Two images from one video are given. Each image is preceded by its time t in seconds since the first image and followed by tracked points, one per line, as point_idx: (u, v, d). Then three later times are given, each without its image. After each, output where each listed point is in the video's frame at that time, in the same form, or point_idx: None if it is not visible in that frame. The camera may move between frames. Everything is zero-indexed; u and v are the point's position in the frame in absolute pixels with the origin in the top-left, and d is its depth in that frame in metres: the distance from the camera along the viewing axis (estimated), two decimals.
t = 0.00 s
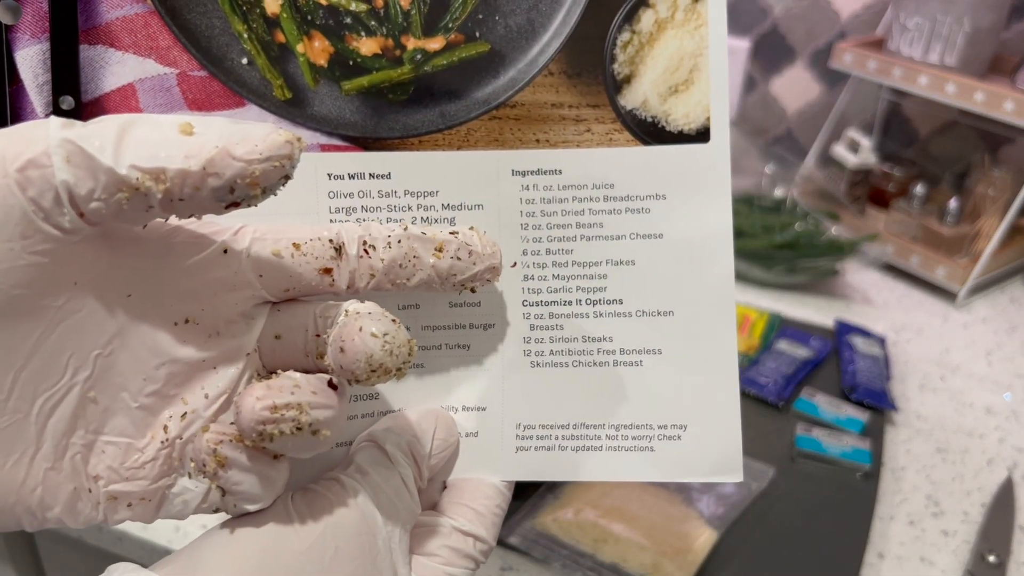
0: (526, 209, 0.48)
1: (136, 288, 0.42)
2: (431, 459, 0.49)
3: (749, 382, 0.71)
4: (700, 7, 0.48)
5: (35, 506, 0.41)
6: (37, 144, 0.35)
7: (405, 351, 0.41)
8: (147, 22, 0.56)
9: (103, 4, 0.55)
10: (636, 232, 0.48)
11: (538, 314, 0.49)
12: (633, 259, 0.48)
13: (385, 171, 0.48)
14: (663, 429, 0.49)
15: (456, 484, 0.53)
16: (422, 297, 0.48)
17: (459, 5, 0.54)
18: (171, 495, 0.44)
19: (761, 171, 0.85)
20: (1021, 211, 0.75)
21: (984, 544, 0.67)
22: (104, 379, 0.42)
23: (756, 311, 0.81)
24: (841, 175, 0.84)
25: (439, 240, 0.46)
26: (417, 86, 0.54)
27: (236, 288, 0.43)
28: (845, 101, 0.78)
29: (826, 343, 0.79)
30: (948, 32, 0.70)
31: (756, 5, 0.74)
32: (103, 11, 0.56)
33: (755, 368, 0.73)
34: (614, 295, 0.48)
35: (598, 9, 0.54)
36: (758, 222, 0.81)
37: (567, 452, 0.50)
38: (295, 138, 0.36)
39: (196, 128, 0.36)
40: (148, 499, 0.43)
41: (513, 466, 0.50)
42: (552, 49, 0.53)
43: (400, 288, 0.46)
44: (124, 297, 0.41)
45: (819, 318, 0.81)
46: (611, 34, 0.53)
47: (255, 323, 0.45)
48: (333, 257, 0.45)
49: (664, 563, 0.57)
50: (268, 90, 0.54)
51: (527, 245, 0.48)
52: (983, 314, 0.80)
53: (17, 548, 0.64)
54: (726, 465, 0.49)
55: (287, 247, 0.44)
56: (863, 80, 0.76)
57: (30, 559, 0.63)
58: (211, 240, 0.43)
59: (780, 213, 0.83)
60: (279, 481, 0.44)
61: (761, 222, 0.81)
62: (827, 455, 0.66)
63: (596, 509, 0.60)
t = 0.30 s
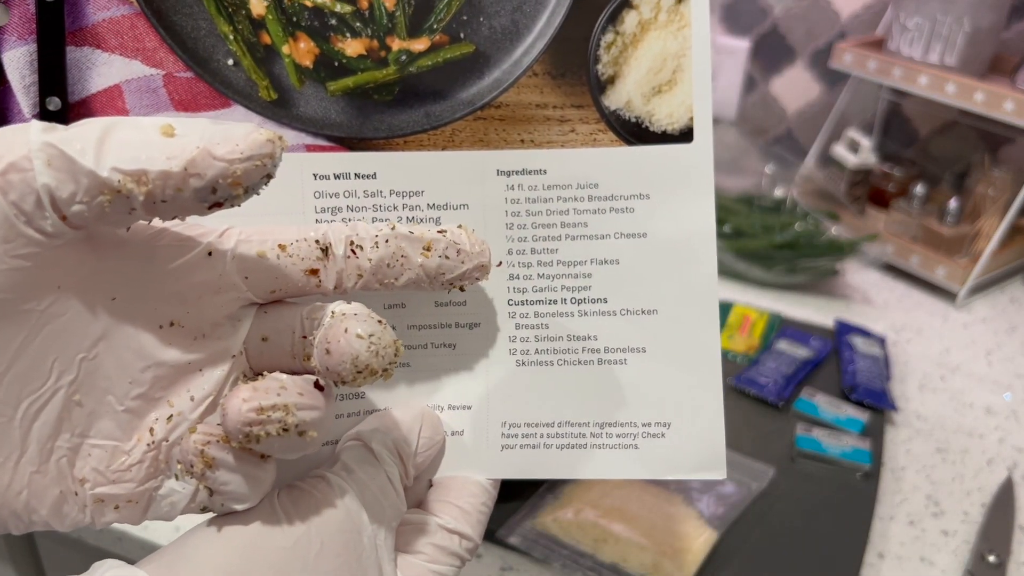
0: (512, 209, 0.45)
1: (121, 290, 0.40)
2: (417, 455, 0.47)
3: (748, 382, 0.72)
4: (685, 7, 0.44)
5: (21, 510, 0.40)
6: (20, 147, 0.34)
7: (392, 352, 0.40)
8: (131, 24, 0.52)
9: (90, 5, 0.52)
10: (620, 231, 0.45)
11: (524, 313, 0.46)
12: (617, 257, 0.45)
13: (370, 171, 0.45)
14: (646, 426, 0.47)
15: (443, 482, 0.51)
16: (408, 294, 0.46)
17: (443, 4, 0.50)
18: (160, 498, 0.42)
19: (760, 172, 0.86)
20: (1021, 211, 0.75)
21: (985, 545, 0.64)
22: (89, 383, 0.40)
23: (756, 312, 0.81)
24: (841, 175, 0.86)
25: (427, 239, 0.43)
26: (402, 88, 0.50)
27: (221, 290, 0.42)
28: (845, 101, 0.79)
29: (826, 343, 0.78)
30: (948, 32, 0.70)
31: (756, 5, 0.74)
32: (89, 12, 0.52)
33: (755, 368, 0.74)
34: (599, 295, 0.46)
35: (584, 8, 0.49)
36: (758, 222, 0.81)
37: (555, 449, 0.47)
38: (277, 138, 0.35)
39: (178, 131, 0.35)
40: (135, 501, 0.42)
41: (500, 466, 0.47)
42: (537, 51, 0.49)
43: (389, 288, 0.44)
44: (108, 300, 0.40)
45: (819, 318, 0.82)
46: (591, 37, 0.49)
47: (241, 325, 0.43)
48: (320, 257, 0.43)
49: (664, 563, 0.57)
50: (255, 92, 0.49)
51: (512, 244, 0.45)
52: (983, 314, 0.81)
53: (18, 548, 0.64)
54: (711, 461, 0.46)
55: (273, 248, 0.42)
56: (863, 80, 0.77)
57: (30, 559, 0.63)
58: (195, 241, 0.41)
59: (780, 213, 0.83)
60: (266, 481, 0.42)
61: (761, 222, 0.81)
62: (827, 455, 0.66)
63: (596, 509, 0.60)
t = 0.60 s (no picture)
0: (514, 217, 0.39)
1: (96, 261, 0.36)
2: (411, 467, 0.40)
3: (749, 382, 0.72)
4: (687, 12, 0.37)
5: None
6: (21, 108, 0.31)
7: (363, 331, 0.31)
8: (138, 30, 0.40)
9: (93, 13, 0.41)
10: (620, 239, 0.39)
11: (523, 320, 0.40)
12: (617, 265, 0.39)
13: (371, 179, 0.38)
14: (641, 433, 0.40)
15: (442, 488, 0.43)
16: (408, 295, 0.39)
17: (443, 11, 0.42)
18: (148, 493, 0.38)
19: (761, 171, 0.96)
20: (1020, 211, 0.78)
21: (985, 545, 0.60)
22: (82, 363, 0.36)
23: (756, 312, 0.82)
24: (841, 176, 0.94)
25: (408, 219, 0.32)
26: (401, 98, 0.42)
27: (184, 268, 0.29)
28: (845, 100, 0.90)
29: (826, 343, 0.78)
30: (949, 32, 0.76)
31: (757, 6, 0.88)
32: (92, 22, 0.41)
33: (755, 367, 0.74)
34: (596, 302, 0.39)
35: (584, 12, 0.40)
36: (758, 223, 0.86)
37: (554, 458, 0.41)
38: (233, 90, 0.26)
39: (129, 88, 0.25)
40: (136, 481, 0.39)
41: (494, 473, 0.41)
42: (537, 64, 0.41)
43: (369, 274, 0.33)
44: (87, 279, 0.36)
45: (819, 318, 0.83)
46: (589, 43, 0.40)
47: (214, 306, 0.30)
48: (296, 236, 0.31)
49: (664, 562, 0.54)
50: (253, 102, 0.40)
51: (510, 249, 0.39)
52: (982, 313, 0.85)
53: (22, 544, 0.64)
54: (704, 470, 0.41)
55: (243, 223, 0.30)
56: (861, 80, 0.87)
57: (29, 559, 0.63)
58: (163, 209, 0.29)
59: (780, 214, 0.89)
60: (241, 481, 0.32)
61: (761, 223, 0.86)
62: (827, 455, 0.65)
63: (596, 509, 0.59)
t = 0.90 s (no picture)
0: (532, 263, 0.36)
1: (133, 270, 0.34)
2: (421, 497, 0.37)
3: (748, 382, 0.72)
4: (702, 75, 0.36)
5: None
6: None
7: None
8: (188, 72, 0.36)
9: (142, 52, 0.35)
10: (632, 284, 0.36)
11: (535, 359, 0.37)
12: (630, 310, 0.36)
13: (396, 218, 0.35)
14: (648, 472, 0.37)
15: (449, 521, 0.44)
16: (428, 332, 0.36)
17: (472, 62, 0.37)
18: (166, 513, 0.35)
19: (760, 171, 0.98)
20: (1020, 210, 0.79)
21: (983, 544, 0.60)
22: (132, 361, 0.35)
23: (756, 312, 0.81)
24: (840, 175, 0.95)
25: None
26: (430, 144, 0.37)
27: None
28: (844, 100, 0.90)
29: (826, 343, 0.79)
30: (948, 32, 0.76)
31: (756, 6, 0.86)
32: (141, 60, 0.35)
33: (754, 368, 0.74)
34: (608, 344, 0.36)
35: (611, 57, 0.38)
36: (757, 223, 0.87)
37: (563, 495, 0.37)
38: None
39: None
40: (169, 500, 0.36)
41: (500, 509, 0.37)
42: (563, 112, 0.39)
43: None
44: (119, 290, 0.34)
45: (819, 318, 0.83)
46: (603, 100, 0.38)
47: None
48: None
49: (664, 562, 0.53)
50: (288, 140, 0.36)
51: (527, 288, 0.36)
52: (982, 314, 0.85)
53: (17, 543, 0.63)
54: (709, 509, 0.37)
55: None
56: (860, 80, 0.87)
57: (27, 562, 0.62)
58: None
59: (780, 214, 0.89)
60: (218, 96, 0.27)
61: (761, 223, 0.86)
62: (826, 455, 0.64)
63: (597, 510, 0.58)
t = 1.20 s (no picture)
0: (541, 270, 0.36)
1: (155, 261, 0.34)
2: (426, 493, 0.36)
3: (748, 382, 0.72)
4: (711, 94, 0.36)
5: None
6: None
7: None
8: (220, 77, 0.35)
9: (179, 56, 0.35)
10: (639, 292, 0.37)
11: (542, 362, 0.37)
12: (637, 316, 0.37)
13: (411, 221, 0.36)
14: (650, 475, 0.37)
15: (453, 519, 0.43)
16: (439, 333, 0.36)
17: (490, 75, 0.37)
18: (174, 498, 0.35)
19: (761, 171, 0.98)
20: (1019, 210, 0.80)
21: (982, 544, 0.59)
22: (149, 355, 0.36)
23: (755, 312, 0.81)
24: (840, 176, 0.95)
25: None
26: (447, 153, 0.38)
27: None
28: (844, 101, 0.91)
29: (825, 343, 0.79)
30: (947, 32, 0.77)
31: (756, 7, 0.88)
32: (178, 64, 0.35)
33: (754, 367, 0.74)
34: (614, 349, 0.37)
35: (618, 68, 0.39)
36: (757, 223, 0.88)
37: (565, 496, 0.37)
38: None
39: None
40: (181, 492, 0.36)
41: (502, 509, 0.37)
42: (575, 127, 0.38)
43: None
44: (142, 279, 0.34)
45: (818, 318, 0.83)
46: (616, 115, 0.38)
47: None
48: None
49: (662, 561, 0.54)
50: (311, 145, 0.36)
51: (536, 292, 0.36)
52: (981, 314, 0.85)
53: (17, 542, 0.64)
54: (708, 513, 0.37)
55: None
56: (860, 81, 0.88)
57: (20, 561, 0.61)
58: None
59: (780, 214, 0.89)
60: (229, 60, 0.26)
61: (761, 223, 0.87)
62: (826, 454, 0.64)
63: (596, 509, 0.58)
